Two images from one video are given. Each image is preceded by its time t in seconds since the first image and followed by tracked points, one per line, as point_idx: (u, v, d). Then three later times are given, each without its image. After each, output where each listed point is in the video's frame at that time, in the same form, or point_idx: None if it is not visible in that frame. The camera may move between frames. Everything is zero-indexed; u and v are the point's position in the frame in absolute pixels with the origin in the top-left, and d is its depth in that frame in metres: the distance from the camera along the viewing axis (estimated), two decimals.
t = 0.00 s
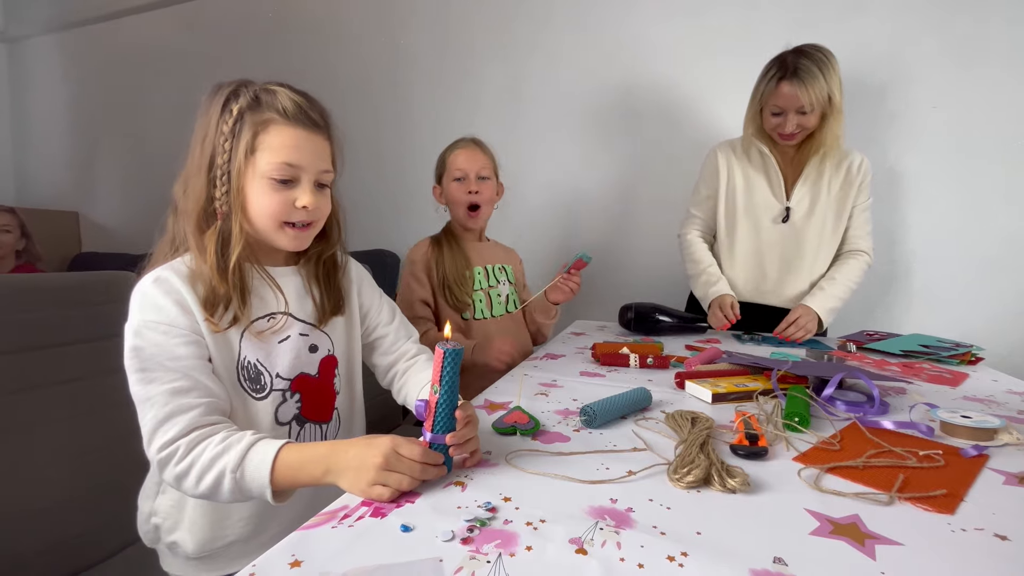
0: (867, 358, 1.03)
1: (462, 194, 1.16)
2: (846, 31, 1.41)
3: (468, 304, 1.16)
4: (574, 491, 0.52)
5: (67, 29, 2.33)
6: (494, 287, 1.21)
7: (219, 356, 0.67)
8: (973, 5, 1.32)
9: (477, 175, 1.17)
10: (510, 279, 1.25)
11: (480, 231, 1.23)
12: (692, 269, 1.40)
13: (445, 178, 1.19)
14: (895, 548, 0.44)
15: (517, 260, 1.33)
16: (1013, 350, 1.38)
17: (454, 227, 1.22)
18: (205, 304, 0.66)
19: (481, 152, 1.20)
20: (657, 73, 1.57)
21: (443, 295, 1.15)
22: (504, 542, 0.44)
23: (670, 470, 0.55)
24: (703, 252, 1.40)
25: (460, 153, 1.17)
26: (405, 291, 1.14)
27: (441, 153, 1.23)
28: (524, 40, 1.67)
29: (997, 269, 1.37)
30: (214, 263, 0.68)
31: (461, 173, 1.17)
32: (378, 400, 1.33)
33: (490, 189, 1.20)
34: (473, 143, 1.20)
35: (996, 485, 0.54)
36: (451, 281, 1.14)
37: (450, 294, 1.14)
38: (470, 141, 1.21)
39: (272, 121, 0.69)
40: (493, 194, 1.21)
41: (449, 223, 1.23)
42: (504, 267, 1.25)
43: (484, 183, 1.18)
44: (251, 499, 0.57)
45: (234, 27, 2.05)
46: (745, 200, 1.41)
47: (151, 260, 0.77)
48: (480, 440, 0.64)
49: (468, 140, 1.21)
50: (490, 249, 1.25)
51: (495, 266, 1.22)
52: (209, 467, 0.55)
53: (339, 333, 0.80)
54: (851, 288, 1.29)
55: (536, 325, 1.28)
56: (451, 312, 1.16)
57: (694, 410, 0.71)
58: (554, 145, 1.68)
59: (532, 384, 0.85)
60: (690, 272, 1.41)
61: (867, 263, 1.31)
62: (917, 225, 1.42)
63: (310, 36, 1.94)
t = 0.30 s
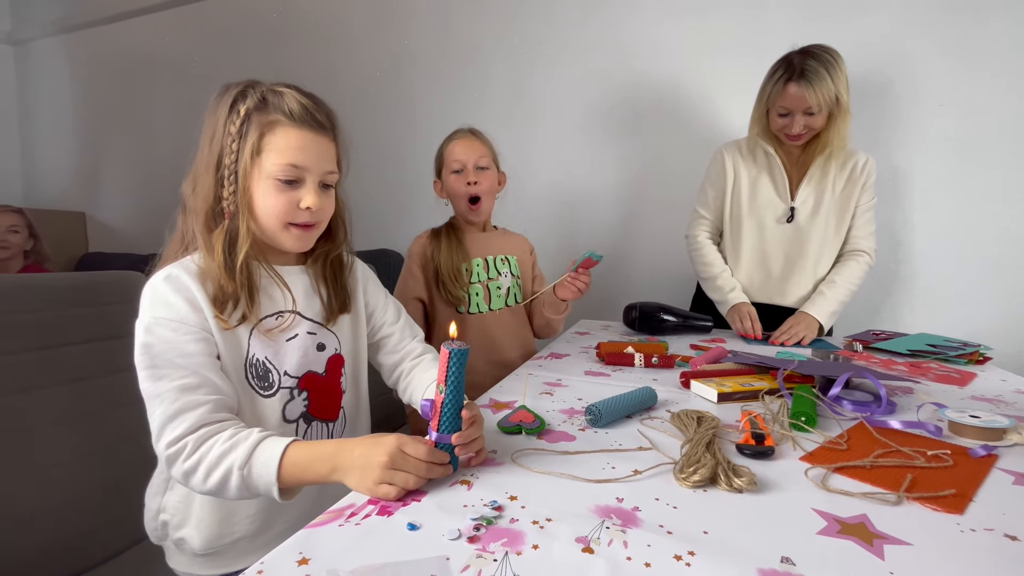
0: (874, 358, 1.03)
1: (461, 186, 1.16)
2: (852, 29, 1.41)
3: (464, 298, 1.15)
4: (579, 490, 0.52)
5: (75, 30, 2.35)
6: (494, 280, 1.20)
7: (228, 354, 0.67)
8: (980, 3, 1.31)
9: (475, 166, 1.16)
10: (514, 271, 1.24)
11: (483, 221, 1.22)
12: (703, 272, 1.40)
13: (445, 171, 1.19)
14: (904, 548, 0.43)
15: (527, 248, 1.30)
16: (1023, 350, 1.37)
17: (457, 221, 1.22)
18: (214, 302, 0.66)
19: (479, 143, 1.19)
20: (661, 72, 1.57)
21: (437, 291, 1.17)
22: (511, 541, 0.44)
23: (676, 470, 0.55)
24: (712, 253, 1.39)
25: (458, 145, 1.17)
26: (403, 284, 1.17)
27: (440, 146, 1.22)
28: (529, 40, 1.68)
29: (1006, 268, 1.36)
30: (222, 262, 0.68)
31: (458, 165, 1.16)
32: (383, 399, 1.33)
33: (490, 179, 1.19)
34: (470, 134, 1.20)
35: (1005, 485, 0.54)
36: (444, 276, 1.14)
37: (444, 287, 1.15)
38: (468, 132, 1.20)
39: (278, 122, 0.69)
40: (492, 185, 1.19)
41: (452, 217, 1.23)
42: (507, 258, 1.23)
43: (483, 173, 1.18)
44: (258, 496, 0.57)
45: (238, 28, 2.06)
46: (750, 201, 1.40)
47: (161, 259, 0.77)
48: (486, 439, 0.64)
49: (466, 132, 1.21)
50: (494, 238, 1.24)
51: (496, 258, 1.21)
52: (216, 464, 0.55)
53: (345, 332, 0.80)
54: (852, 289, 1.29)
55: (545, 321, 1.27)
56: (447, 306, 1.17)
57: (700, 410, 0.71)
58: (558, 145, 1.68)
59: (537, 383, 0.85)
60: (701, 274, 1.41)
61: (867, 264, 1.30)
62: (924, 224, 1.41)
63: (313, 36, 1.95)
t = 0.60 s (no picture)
0: (879, 358, 1.02)
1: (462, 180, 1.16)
2: (856, 28, 1.40)
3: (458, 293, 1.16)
4: (583, 490, 0.52)
5: (80, 31, 2.35)
6: (492, 276, 1.20)
7: (236, 354, 0.67)
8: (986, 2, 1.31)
9: (477, 160, 1.16)
10: (514, 268, 1.23)
11: (485, 216, 1.22)
12: (706, 272, 1.40)
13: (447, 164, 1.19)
14: (910, 550, 0.43)
15: (530, 246, 1.29)
16: None
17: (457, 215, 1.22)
18: (222, 302, 0.66)
19: (483, 137, 1.18)
20: (665, 71, 1.56)
21: (431, 283, 1.17)
22: (515, 542, 0.44)
23: (680, 470, 0.55)
24: (717, 254, 1.39)
25: (461, 139, 1.16)
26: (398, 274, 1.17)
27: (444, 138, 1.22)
28: (532, 40, 1.67)
29: (1013, 268, 1.35)
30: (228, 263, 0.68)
31: (460, 159, 1.16)
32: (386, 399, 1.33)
33: (492, 174, 1.18)
34: (474, 127, 1.19)
35: (1012, 487, 0.54)
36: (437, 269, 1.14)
37: (438, 281, 1.15)
38: (472, 125, 1.20)
39: (277, 121, 0.69)
40: (495, 180, 1.19)
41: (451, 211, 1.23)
42: (506, 253, 1.23)
43: (485, 168, 1.17)
44: (264, 496, 0.57)
45: (241, 28, 2.06)
46: (755, 201, 1.40)
47: (166, 261, 0.77)
48: (490, 439, 0.64)
49: (469, 125, 1.20)
50: (495, 233, 1.23)
51: (495, 254, 1.21)
52: (222, 464, 0.55)
53: (348, 334, 0.80)
54: (856, 289, 1.28)
55: (545, 322, 1.25)
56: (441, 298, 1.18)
57: (704, 410, 0.71)
58: (561, 144, 1.68)
59: (541, 383, 0.85)
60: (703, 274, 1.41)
61: (871, 264, 1.30)
62: (929, 224, 1.41)
63: (316, 36, 1.95)
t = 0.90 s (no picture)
0: (880, 359, 1.02)
1: (461, 178, 1.16)
2: (857, 28, 1.40)
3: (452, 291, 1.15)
4: (584, 491, 0.52)
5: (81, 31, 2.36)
6: (489, 275, 1.19)
7: (233, 349, 0.67)
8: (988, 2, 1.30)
9: (478, 159, 1.16)
10: (513, 268, 1.23)
11: (485, 214, 1.22)
12: (705, 272, 1.40)
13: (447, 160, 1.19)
14: (911, 552, 0.43)
15: (530, 247, 1.29)
16: None
17: (457, 212, 1.22)
18: (223, 297, 0.67)
19: (484, 133, 1.17)
20: (666, 71, 1.56)
21: (426, 280, 1.17)
22: (515, 542, 0.44)
23: (680, 471, 0.55)
24: (715, 254, 1.39)
25: (462, 135, 1.16)
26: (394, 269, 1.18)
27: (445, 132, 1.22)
28: (533, 39, 1.67)
29: (1015, 269, 1.35)
30: (228, 259, 0.68)
31: (460, 156, 1.16)
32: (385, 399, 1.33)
33: (492, 172, 1.18)
34: (476, 122, 1.18)
35: (1014, 488, 0.53)
36: (434, 266, 1.14)
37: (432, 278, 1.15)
38: (474, 120, 1.18)
39: (275, 119, 0.69)
40: (496, 179, 1.19)
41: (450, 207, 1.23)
42: (504, 253, 1.22)
43: (485, 166, 1.17)
44: (259, 493, 0.57)
45: (243, 28, 2.06)
46: (757, 202, 1.40)
47: (167, 261, 0.77)
48: (489, 439, 0.64)
49: (472, 120, 1.19)
50: (495, 231, 1.23)
51: (493, 254, 1.20)
52: (218, 458, 0.55)
53: (347, 333, 0.80)
54: (857, 290, 1.28)
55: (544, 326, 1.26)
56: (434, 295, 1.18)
57: (705, 411, 0.71)
58: (562, 144, 1.68)
59: (541, 384, 0.85)
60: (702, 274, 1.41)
61: (873, 265, 1.29)
62: (930, 224, 1.40)
63: (318, 36, 1.95)
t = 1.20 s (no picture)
0: (879, 359, 1.02)
1: (470, 179, 1.16)
2: (858, 28, 1.40)
3: (453, 295, 1.15)
4: (583, 490, 0.52)
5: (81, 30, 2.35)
6: (489, 281, 1.19)
7: (226, 348, 0.67)
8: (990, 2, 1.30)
9: (488, 160, 1.16)
10: (513, 273, 1.23)
11: (491, 216, 1.22)
12: (698, 270, 1.40)
13: (455, 160, 1.18)
14: (910, 551, 0.43)
15: (530, 250, 1.29)
16: None
17: (463, 211, 1.22)
18: (213, 297, 0.66)
19: (494, 134, 1.18)
20: (667, 71, 1.56)
21: (428, 282, 1.17)
22: (513, 542, 0.44)
23: (679, 471, 0.55)
24: (710, 253, 1.40)
25: (472, 136, 1.16)
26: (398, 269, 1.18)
27: (454, 132, 1.21)
28: (534, 39, 1.67)
29: (1013, 269, 1.35)
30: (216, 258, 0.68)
31: (470, 157, 1.16)
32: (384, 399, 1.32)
33: (502, 175, 1.19)
34: (487, 124, 1.18)
35: (1012, 488, 0.53)
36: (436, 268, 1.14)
37: (435, 279, 1.15)
38: (485, 121, 1.19)
39: (264, 119, 0.69)
40: (505, 180, 1.20)
41: (456, 205, 1.23)
42: (505, 258, 1.22)
43: (494, 168, 1.17)
44: (257, 493, 0.57)
45: (242, 27, 2.06)
46: (757, 202, 1.40)
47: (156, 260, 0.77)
48: (489, 439, 0.64)
49: (483, 121, 1.19)
50: (499, 234, 1.23)
51: (494, 259, 1.20)
52: (214, 458, 0.55)
53: (341, 330, 0.80)
54: (855, 289, 1.28)
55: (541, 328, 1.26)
56: (434, 299, 1.18)
57: (703, 411, 0.71)
58: (562, 144, 1.68)
59: (540, 383, 0.85)
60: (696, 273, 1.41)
61: (873, 265, 1.30)
62: (930, 225, 1.40)
63: (317, 35, 1.94)
